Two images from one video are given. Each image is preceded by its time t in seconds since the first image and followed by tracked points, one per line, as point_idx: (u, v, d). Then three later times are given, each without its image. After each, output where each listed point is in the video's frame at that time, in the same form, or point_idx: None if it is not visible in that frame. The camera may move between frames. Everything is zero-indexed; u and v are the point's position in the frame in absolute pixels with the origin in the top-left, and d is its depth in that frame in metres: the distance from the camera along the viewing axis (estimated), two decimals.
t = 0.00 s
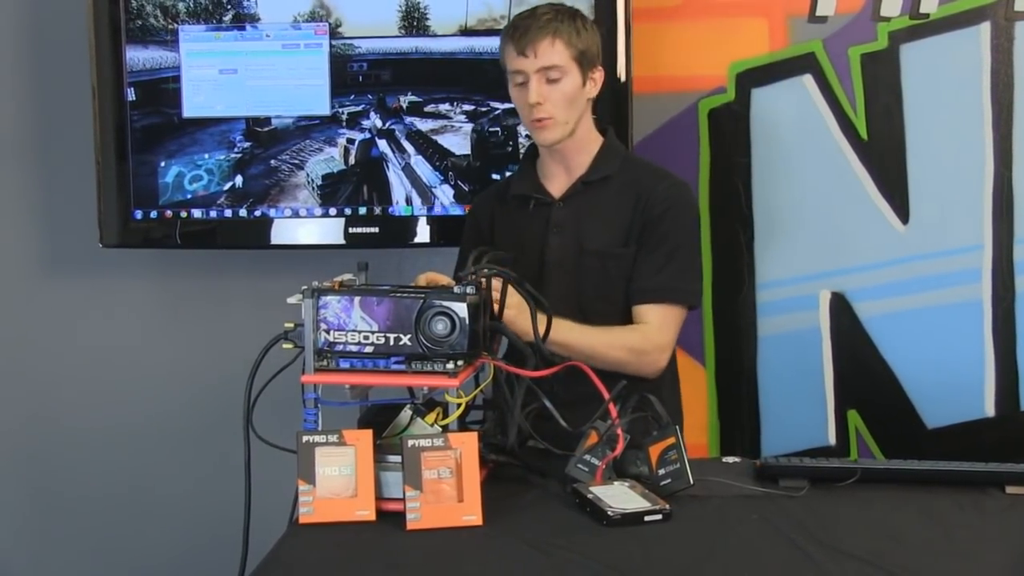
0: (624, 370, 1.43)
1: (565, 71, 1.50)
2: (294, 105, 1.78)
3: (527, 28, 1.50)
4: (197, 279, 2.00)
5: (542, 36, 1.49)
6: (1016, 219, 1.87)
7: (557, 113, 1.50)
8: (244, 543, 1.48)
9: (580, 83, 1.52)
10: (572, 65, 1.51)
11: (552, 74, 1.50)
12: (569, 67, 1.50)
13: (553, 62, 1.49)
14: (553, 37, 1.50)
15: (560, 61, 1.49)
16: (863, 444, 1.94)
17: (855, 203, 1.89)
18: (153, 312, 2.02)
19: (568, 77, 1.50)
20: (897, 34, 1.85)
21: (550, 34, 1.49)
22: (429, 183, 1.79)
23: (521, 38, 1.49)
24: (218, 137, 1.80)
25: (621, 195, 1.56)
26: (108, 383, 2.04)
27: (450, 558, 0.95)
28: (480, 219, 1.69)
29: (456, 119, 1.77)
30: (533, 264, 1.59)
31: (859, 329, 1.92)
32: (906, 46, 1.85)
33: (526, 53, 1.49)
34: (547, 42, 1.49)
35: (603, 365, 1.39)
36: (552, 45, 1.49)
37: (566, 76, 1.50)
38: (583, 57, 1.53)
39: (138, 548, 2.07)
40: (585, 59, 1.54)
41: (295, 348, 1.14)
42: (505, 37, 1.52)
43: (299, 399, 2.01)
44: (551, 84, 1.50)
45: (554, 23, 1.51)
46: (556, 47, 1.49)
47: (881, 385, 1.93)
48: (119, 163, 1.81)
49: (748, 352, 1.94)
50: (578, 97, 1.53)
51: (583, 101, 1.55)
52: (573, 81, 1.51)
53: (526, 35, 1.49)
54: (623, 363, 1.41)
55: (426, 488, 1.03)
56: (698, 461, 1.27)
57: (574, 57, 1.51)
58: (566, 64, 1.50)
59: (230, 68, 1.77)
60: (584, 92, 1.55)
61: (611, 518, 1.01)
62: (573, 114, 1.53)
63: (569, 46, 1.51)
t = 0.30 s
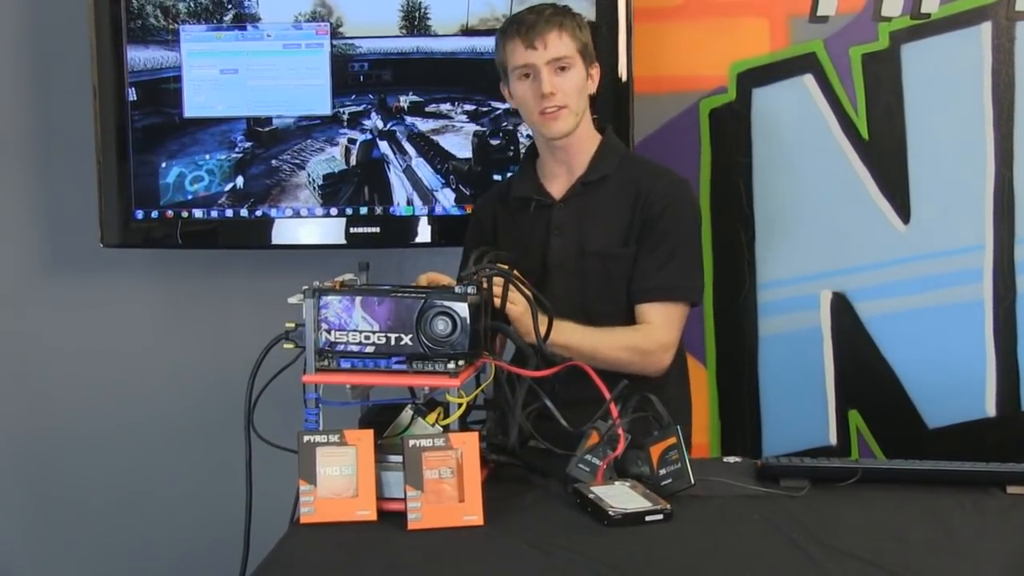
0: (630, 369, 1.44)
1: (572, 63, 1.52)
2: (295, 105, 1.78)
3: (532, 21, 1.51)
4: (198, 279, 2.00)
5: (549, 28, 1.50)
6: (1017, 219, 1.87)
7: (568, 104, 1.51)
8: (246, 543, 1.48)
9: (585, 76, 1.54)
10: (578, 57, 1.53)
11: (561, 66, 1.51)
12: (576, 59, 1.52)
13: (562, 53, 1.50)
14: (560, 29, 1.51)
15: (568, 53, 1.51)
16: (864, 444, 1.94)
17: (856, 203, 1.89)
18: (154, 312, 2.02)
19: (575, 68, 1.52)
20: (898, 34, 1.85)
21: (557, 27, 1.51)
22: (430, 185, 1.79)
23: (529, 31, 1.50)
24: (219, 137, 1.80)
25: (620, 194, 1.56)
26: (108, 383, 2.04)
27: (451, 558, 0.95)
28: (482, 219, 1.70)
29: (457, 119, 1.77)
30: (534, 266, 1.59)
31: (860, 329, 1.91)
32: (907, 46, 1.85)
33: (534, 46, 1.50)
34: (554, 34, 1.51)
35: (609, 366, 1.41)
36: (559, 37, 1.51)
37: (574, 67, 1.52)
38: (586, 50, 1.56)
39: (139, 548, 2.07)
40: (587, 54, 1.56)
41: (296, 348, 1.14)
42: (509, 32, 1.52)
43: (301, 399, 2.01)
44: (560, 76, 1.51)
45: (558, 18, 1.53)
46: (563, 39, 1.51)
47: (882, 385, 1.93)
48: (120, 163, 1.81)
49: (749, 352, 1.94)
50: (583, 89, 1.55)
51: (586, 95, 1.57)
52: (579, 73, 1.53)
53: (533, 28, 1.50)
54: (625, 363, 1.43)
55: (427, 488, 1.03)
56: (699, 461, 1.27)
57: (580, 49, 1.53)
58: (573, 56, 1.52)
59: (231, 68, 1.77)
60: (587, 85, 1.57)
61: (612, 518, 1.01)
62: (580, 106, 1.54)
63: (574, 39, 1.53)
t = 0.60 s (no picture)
0: (647, 364, 1.46)
1: (576, 65, 1.52)
2: (294, 105, 1.78)
3: (538, 22, 1.50)
4: (197, 279, 2.00)
5: (555, 30, 1.49)
6: (1016, 218, 1.87)
7: (573, 106, 1.52)
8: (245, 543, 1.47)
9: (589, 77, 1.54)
10: (582, 59, 1.53)
11: (565, 68, 1.51)
12: (580, 61, 1.52)
13: (567, 55, 1.50)
14: (566, 31, 1.51)
15: (573, 55, 1.51)
16: (863, 444, 1.94)
17: (856, 203, 1.89)
18: (153, 312, 2.02)
19: (579, 70, 1.52)
20: (897, 34, 1.85)
21: (562, 29, 1.50)
22: (430, 187, 1.79)
23: (534, 34, 1.49)
24: (217, 136, 1.80)
25: (628, 193, 1.57)
26: (107, 383, 2.04)
27: (450, 557, 0.95)
28: (482, 220, 1.69)
29: (456, 118, 1.77)
30: (541, 265, 1.59)
31: (860, 329, 1.92)
32: (906, 46, 1.85)
33: (540, 47, 1.49)
34: (560, 36, 1.50)
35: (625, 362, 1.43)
36: (564, 38, 1.50)
37: (578, 69, 1.52)
38: (590, 52, 1.55)
39: (138, 548, 2.07)
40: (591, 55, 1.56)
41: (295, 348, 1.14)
42: (514, 33, 1.51)
43: (300, 399, 2.01)
44: (565, 78, 1.51)
45: (563, 19, 1.52)
46: (568, 41, 1.50)
47: (881, 384, 1.93)
48: (119, 163, 1.81)
49: (749, 352, 1.94)
50: (587, 90, 1.55)
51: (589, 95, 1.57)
52: (583, 74, 1.53)
53: (538, 30, 1.49)
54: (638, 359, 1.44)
55: (426, 488, 1.03)
56: (698, 461, 1.27)
57: (584, 51, 1.53)
58: (578, 58, 1.52)
59: (230, 67, 1.77)
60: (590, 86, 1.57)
61: (611, 517, 1.01)
62: (584, 108, 1.54)
63: (579, 41, 1.52)
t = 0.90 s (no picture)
0: (656, 363, 1.46)
1: (579, 71, 1.50)
2: (293, 105, 1.78)
3: (541, 28, 1.49)
4: (196, 279, 2.00)
5: (557, 36, 1.48)
6: (1015, 218, 1.87)
7: (575, 112, 1.51)
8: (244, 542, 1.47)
9: (592, 82, 1.53)
10: (585, 64, 1.51)
11: (568, 74, 1.50)
12: (583, 66, 1.51)
13: (569, 62, 1.48)
14: (568, 36, 1.49)
15: (576, 61, 1.49)
16: (862, 444, 1.94)
17: (854, 202, 1.89)
18: (151, 312, 2.02)
19: (582, 77, 1.51)
20: (896, 34, 1.85)
21: (564, 34, 1.49)
22: (428, 186, 1.79)
23: (536, 39, 1.48)
24: (216, 136, 1.80)
25: (633, 193, 1.57)
26: (106, 382, 2.04)
27: (448, 557, 0.95)
28: (483, 219, 1.68)
29: (455, 118, 1.77)
30: (544, 263, 1.59)
31: (859, 329, 1.92)
32: (905, 46, 1.85)
33: (542, 54, 1.48)
34: (563, 42, 1.49)
35: (636, 361, 1.43)
36: (566, 44, 1.49)
37: (581, 75, 1.51)
38: (594, 55, 1.54)
39: (137, 549, 2.07)
40: (595, 58, 1.55)
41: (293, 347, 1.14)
42: (518, 37, 1.51)
43: (298, 399, 2.01)
44: (567, 84, 1.50)
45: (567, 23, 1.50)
46: (571, 47, 1.49)
47: (879, 384, 1.93)
48: (118, 163, 1.81)
49: (749, 352, 1.94)
50: (590, 95, 1.53)
51: (593, 99, 1.56)
52: (587, 80, 1.52)
53: (540, 36, 1.48)
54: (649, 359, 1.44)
55: (425, 488, 1.03)
56: (697, 461, 1.27)
57: (587, 56, 1.51)
58: (581, 64, 1.50)
59: (229, 67, 1.77)
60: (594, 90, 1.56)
61: (609, 517, 1.01)
62: (587, 113, 1.53)
63: (582, 45, 1.51)
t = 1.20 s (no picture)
0: (639, 356, 1.42)
1: (574, 78, 1.49)
2: (292, 105, 1.78)
3: (537, 33, 1.49)
4: (195, 279, 2.00)
5: (552, 42, 1.48)
6: (1013, 218, 1.87)
7: (567, 119, 1.50)
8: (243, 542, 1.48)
9: (590, 88, 1.51)
10: (581, 71, 1.50)
11: (561, 81, 1.49)
12: (579, 73, 1.49)
13: (562, 69, 1.48)
14: (564, 43, 1.49)
15: (570, 68, 1.48)
16: (861, 444, 1.94)
17: (853, 202, 1.89)
18: (150, 311, 2.02)
19: (577, 84, 1.50)
20: (895, 34, 1.85)
21: (560, 40, 1.48)
22: (427, 184, 1.79)
23: (531, 43, 1.49)
24: (215, 136, 1.80)
25: (635, 193, 1.57)
26: (105, 382, 2.04)
27: (447, 557, 0.95)
28: (491, 217, 1.69)
29: (453, 118, 1.77)
30: (547, 262, 1.59)
31: (858, 330, 1.92)
32: (903, 46, 1.85)
33: (535, 59, 1.48)
34: (558, 48, 1.48)
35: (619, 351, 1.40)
36: (561, 51, 1.48)
37: (576, 82, 1.49)
38: (594, 62, 1.52)
39: (136, 549, 2.07)
40: (596, 65, 1.53)
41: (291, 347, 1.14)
42: (517, 40, 1.51)
43: (297, 399, 2.01)
44: (561, 90, 1.49)
45: (565, 29, 1.49)
46: (565, 54, 1.48)
47: (878, 384, 1.93)
48: (117, 163, 1.81)
49: (749, 352, 1.94)
50: (588, 102, 1.52)
51: (593, 106, 1.54)
52: (582, 87, 1.50)
53: (535, 41, 1.48)
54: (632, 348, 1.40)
55: (423, 488, 1.03)
56: (697, 461, 1.27)
57: (584, 63, 1.50)
58: (576, 71, 1.49)
59: (228, 67, 1.77)
60: (594, 97, 1.54)
61: (608, 517, 1.01)
62: (582, 121, 1.52)
63: (579, 52, 1.50)
